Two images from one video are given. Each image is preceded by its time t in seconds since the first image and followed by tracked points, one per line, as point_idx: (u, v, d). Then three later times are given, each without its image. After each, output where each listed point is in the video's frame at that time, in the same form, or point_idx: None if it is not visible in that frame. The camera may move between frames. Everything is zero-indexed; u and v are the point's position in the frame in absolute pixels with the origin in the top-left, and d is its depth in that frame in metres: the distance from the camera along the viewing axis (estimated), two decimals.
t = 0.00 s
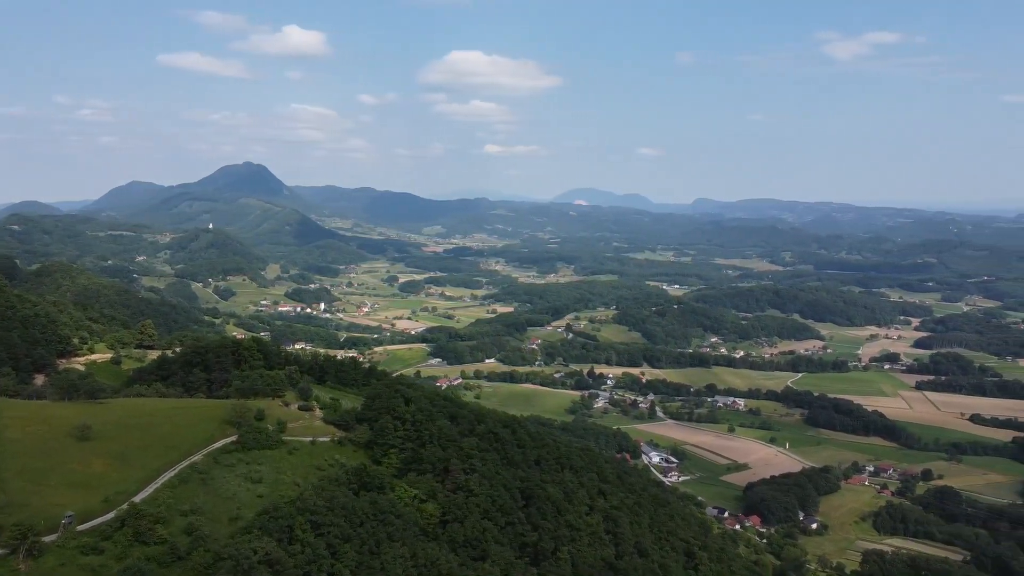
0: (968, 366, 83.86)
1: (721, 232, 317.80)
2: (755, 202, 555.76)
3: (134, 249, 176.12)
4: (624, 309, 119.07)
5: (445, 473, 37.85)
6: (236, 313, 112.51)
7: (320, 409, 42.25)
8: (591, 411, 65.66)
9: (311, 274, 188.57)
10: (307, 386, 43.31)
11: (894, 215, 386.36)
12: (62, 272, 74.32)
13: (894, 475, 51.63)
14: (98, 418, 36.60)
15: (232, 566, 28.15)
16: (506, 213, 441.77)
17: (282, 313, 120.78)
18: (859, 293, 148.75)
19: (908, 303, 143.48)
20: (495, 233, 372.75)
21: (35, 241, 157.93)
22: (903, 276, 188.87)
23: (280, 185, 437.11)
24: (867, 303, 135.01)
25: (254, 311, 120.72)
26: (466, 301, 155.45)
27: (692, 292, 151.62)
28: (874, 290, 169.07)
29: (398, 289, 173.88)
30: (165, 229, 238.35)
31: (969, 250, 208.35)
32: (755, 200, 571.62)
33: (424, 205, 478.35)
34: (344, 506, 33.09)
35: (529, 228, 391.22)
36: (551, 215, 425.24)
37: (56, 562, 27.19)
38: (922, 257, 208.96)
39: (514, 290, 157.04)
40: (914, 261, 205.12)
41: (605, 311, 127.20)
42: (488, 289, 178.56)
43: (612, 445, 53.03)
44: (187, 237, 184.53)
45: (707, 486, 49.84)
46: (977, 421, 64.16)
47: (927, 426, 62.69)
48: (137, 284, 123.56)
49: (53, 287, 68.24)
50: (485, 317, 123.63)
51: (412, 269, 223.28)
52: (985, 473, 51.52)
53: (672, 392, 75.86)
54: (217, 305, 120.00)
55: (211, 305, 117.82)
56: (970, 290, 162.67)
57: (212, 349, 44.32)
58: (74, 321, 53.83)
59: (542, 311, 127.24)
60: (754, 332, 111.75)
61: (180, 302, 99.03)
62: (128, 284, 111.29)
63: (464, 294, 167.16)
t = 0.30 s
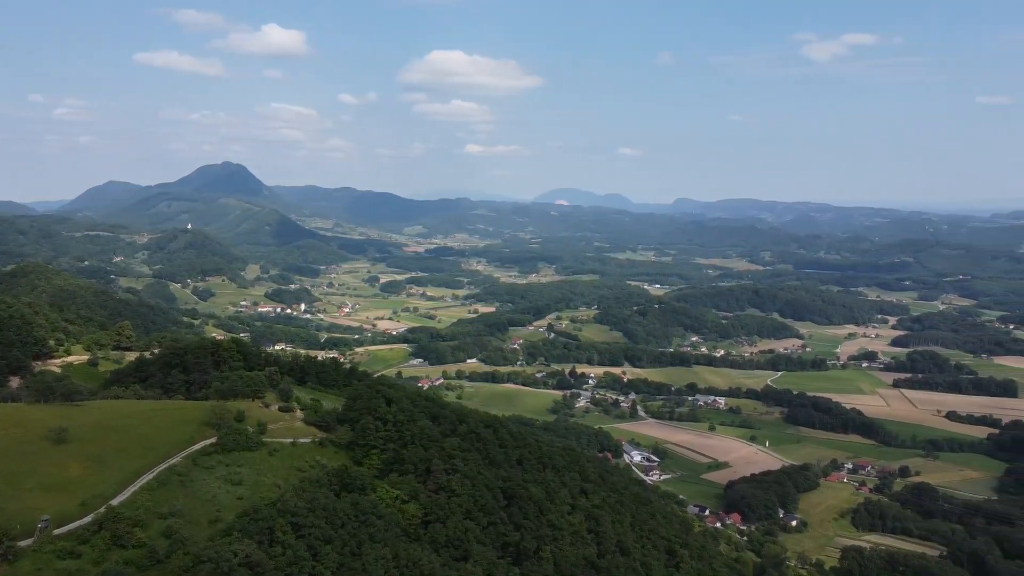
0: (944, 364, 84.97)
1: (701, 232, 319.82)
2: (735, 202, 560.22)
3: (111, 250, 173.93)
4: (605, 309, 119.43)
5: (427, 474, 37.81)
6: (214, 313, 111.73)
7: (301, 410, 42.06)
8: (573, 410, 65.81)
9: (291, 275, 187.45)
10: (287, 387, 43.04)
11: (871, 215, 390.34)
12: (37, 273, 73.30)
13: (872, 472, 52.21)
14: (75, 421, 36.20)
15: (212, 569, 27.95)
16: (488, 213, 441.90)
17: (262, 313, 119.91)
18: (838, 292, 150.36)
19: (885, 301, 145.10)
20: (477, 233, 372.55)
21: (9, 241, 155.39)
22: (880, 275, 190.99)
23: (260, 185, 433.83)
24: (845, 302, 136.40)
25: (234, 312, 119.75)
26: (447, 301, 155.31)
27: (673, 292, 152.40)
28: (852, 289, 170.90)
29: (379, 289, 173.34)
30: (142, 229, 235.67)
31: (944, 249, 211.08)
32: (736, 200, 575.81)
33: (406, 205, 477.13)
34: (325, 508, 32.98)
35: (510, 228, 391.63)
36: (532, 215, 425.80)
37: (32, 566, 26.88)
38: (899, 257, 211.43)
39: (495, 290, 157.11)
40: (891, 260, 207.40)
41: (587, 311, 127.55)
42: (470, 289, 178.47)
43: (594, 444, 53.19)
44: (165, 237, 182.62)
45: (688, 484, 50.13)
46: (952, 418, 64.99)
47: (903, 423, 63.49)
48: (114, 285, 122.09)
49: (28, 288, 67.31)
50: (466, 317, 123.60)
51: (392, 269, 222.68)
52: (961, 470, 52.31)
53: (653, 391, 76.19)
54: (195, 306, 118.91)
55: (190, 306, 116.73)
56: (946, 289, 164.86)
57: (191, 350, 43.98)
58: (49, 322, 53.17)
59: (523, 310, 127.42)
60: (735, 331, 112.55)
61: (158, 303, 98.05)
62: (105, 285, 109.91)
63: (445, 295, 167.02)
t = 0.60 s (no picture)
0: (921, 362, 85.99)
1: (681, 232, 321.75)
2: (715, 202, 564.61)
3: (87, 251, 171.77)
4: (586, 308, 119.84)
5: (408, 474, 37.75)
6: (193, 314, 110.72)
7: (281, 411, 41.85)
8: (554, 410, 65.91)
9: (271, 275, 186.25)
10: (268, 388, 42.82)
11: (849, 215, 394.09)
12: (12, 274, 72.26)
13: (851, 469, 52.73)
14: (50, 424, 35.77)
15: (191, 571, 27.72)
16: (469, 213, 441.92)
17: (242, 314, 119.20)
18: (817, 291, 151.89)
19: (863, 300, 146.85)
20: (458, 233, 372.27)
21: None
22: (857, 274, 192.99)
23: (239, 185, 430.56)
24: (824, 300, 137.70)
25: (213, 312, 118.82)
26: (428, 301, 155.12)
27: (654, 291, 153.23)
28: (830, 287, 172.73)
29: (360, 290, 172.76)
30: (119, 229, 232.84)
31: (921, 248, 213.68)
32: (717, 199, 580.29)
33: (388, 205, 475.95)
34: (306, 509, 32.82)
35: (492, 228, 391.90)
36: (513, 215, 426.28)
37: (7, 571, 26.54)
38: (877, 256, 213.81)
39: (477, 290, 157.09)
40: (868, 259, 209.56)
41: (568, 311, 127.93)
42: (451, 289, 178.35)
43: (575, 444, 53.29)
44: (143, 237, 180.68)
45: (669, 483, 50.38)
46: (929, 415, 65.78)
47: (881, 420, 64.20)
48: (91, 286, 120.61)
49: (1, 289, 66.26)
50: (448, 317, 123.49)
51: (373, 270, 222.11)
52: (937, 466, 52.99)
53: (634, 390, 76.54)
54: (174, 307, 117.82)
55: (168, 307, 115.63)
56: (922, 288, 166.97)
57: (169, 352, 43.62)
58: (24, 324, 52.44)
59: (505, 310, 127.55)
60: (717, 330, 113.34)
61: (136, 305, 97.05)
62: (81, 286, 108.52)
63: (426, 295, 166.78)
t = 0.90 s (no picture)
0: (898, 360, 86.97)
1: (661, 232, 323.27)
2: (696, 202, 568.02)
3: (62, 252, 169.49)
4: (568, 308, 120.09)
5: (390, 475, 37.66)
6: (171, 315, 109.64)
7: (261, 412, 41.63)
8: (536, 410, 66.00)
9: (251, 276, 184.90)
10: (247, 390, 42.56)
11: (827, 215, 397.37)
12: None
13: (830, 466, 53.26)
14: (26, 427, 35.33)
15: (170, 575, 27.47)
16: (451, 212, 441.56)
17: (222, 315, 118.29)
18: (797, 291, 153.23)
19: (842, 299, 148.36)
20: (439, 233, 371.65)
21: None
22: (835, 273, 194.79)
23: (219, 185, 427.04)
24: (803, 299, 138.87)
25: (192, 314, 117.78)
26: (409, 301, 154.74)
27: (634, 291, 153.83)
28: (810, 286, 174.39)
29: (341, 290, 171.99)
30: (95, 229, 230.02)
31: (897, 247, 216.04)
32: (698, 199, 583.75)
33: (369, 206, 474.27)
34: (287, 511, 32.60)
35: (473, 228, 391.61)
36: (494, 215, 426.38)
37: None
38: (855, 255, 216.01)
39: (458, 290, 156.94)
40: (846, 259, 211.56)
41: (550, 310, 128.14)
42: (432, 289, 178.07)
43: (557, 443, 53.40)
44: (120, 238, 178.63)
45: (651, 481, 50.63)
46: (906, 413, 66.57)
47: (859, 418, 64.91)
48: (68, 287, 119.06)
49: None
50: (429, 317, 123.25)
51: (354, 270, 221.24)
52: (914, 463, 53.66)
53: (615, 389, 76.86)
54: (152, 308, 116.66)
55: (146, 308, 114.40)
56: (899, 287, 168.87)
57: (147, 353, 43.22)
58: None
59: (486, 310, 127.55)
60: (699, 330, 114.04)
61: (113, 306, 95.95)
62: (57, 287, 107.04)
63: (407, 295, 166.37)
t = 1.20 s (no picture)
0: (875, 358, 87.94)
1: (641, 232, 324.74)
2: (677, 202, 571.44)
3: (36, 253, 167.16)
4: (549, 308, 120.31)
5: (372, 475, 37.54)
6: (149, 316, 108.52)
7: (241, 413, 41.36)
8: (518, 409, 66.08)
9: (230, 276, 183.48)
10: (227, 391, 42.30)
11: (805, 215, 400.52)
12: None
13: (809, 463, 53.75)
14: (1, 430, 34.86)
15: None
16: (432, 212, 440.84)
17: (201, 316, 117.25)
18: (776, 290, 154.54)
19: (821, 298, 149.91)
20: (420, 233, 370.90)
21: None
22: (814, 273, 196.52)
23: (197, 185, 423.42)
24: (782, 298, 140.01)
25: (170, 315, 116.64)
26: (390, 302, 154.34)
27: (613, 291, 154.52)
28: (789, 285, 175.99)
29: (321, 291, 171.20)
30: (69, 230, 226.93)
31: (874, 247, 218.37)
32: (680, 199, 587.07)
33: (350, 206, 472.55)
34: (267, 513, 32.42)
35: (454, 228, 391.25)
36: (476, 215, 426.31)
37: None
38: (834, 254, 218.30)
39: (440, 290, 156.75)
40: (824, 258, 213.53)
41: (531, 311, 128.40)
42: (413, 289, 177.72)
43: (539, 442, 53.46)
44: (97, 239, 176.54)
45: (632, 480, 50.86)
46: (883, 410, 67.34)
47: (837, 416, 65.59)
48: (42, 288, 117.30)
49: None
50: (410, 317, 122.98)
51: (335, 270, 220.31)
52: (892, 460, 54.28)
53: (596, 389, 77.10)
54: (128, 309, 115.35)
55: (123, 310, 113.08)
56: (876, 286, 170.85)
57: (125, 355, 42.80)
58: None
59: (468, 310, 127.54)
60: (681, 329, 114.71)
61: (89, 306, 94.84)
62: (32, 288, 105.51)
63: (388, 295, 165.90)
